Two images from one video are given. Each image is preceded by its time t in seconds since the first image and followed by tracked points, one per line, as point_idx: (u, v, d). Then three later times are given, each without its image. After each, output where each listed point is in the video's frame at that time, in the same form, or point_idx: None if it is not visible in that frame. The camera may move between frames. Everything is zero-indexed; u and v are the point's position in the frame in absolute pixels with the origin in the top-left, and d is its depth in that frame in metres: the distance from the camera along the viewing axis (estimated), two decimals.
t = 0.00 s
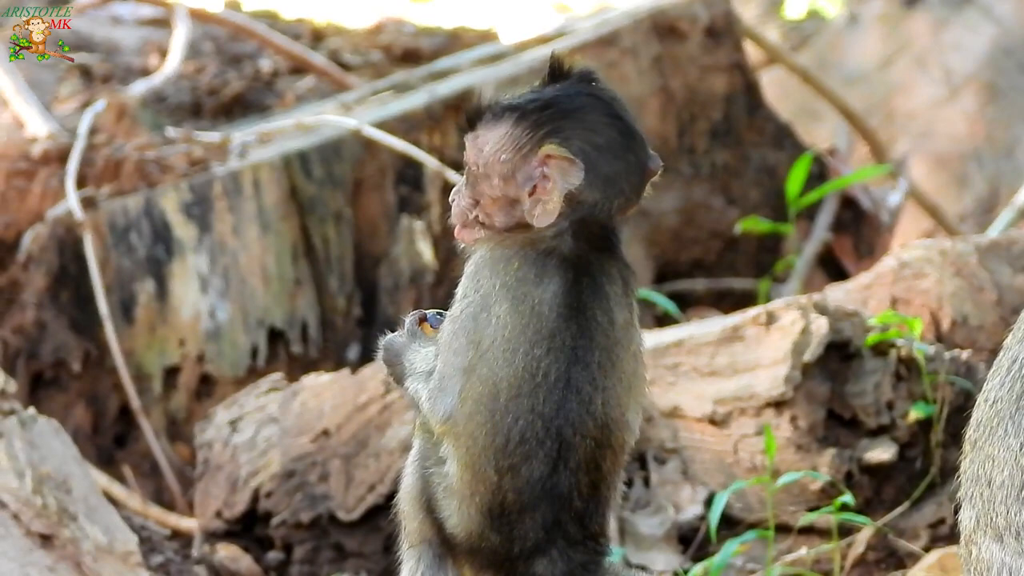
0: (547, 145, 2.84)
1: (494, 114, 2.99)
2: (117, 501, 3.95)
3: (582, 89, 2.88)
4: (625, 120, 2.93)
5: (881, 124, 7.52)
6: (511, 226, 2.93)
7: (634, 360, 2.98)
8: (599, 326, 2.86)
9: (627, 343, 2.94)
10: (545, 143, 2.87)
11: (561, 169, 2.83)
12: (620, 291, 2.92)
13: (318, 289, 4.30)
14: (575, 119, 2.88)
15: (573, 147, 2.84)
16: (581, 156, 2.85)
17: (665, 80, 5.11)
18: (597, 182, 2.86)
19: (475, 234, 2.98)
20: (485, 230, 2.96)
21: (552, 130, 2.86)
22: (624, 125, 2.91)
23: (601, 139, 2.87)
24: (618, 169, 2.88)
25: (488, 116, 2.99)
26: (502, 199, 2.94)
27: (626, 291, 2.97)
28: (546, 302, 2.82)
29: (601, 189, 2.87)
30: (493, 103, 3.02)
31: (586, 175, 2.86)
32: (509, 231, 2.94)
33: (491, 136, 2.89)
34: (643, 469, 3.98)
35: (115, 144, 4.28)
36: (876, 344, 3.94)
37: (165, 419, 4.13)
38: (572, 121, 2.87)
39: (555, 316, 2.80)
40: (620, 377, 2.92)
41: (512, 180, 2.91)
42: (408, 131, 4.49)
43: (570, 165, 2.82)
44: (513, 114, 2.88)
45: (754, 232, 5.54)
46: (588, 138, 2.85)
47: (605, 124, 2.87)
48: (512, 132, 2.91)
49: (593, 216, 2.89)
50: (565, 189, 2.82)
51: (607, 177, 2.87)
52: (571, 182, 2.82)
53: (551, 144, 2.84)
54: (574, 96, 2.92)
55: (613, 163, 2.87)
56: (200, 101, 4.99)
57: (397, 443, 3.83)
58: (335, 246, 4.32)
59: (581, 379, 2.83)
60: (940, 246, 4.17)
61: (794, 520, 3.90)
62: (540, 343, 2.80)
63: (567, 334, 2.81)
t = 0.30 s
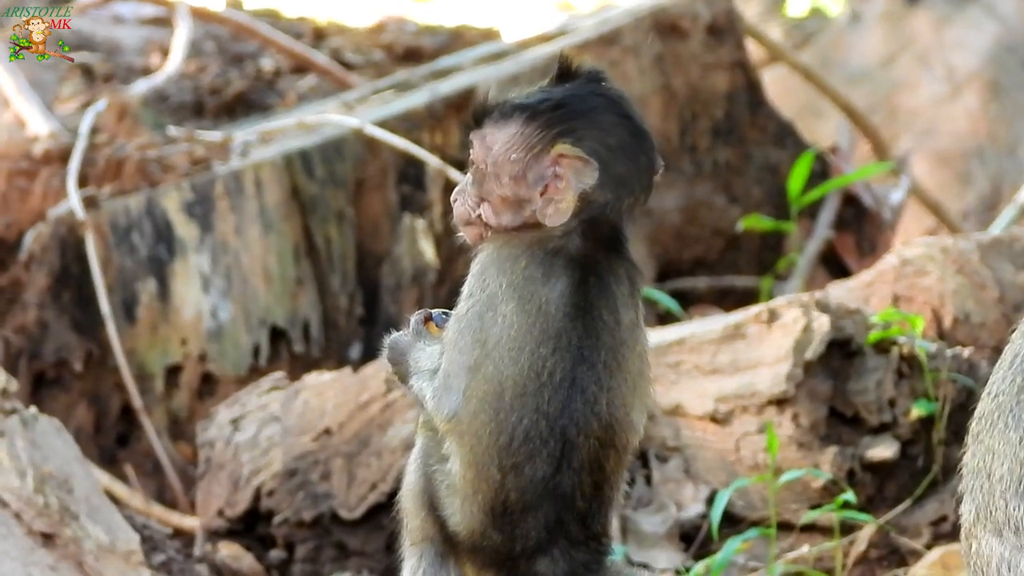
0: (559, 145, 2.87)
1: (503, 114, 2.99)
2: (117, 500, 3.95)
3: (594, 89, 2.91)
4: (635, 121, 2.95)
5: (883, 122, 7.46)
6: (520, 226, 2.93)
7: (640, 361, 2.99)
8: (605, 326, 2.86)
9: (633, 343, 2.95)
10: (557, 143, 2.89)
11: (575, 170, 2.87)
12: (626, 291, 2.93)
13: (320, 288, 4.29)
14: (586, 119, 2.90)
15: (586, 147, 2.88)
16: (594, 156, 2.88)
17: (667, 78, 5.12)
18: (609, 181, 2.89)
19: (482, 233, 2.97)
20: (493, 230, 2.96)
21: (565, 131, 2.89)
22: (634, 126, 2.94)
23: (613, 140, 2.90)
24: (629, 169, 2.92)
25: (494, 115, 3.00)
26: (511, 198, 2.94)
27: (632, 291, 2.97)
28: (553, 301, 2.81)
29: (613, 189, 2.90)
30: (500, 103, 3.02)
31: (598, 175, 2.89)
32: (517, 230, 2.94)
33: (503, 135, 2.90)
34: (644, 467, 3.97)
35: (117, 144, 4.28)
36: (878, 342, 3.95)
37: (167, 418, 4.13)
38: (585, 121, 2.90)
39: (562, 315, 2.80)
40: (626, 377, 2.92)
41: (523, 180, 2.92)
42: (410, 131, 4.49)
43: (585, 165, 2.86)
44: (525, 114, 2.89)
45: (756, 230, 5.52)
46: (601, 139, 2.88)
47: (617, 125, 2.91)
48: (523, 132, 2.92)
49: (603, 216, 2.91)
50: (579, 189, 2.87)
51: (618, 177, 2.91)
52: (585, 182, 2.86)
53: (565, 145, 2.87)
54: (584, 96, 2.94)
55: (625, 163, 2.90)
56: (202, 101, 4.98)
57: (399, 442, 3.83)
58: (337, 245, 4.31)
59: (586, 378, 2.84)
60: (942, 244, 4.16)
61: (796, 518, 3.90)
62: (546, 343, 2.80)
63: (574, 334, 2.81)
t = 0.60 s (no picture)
0: (570, 136, 2.90)
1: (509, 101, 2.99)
2: (115, 491, 3.91)
3: (602, 79, 2.92)
4: (639, 113, 2.97)
5: (881, 111, 7.51)
6: (523, 216, 2.95)
7: (640, 350, 3.00)
8: (607, 314, 2.87)
9: (634, 332, 2.95)
10: (565, 134, 2.91)
11: (585, 162, 2.87)
12: (628, 279, 2.94)
13: (317, 277, 4.28)
14: (594, 111, 2.92)
15: (595, 139, 2.89)
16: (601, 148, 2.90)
17: (665, 67, 5.12)
18: (616, 172, 2.90)
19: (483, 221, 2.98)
20: (494, 218, 2.97)
21: (573, 123, 2.91)
22: (639, 119, 2.95)
23: (620, 132, 2.92)
24: (635, 162, 2.93)
25: (496, 102, 3.00)
26: (515, 187, 2.96)
27: (634, 280, 2.97)
28: (555, 289, 2.82)
29: (618, 181, 2.91)
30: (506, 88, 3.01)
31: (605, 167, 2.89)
32: (519, 220, 2.96)
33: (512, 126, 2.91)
34: (642, 456, 3.99)
35: (113, 132, 4.27)
36: (875, 330, 3.94)
37: (164, 407, 4.11)
38: (593, 113, 2.92)
39: (564, 303, 2.81)
40: (627, 366, 2.93)
41: (529, 170, 2.95)
42: (407, 119, 4.47)
43: (596, 158, 2.87)
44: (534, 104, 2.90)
45: (753, 219, 5.53)
46: (610, 131, 2.90)
47: (624, 118, 2.92)
48: (530, 122, 2.94)
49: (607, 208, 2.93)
50: (592, 183, 2.87)
51: (624, 170, 2.92)
52: (595, 175, 2.87)
53: (575, 136, 2.89)
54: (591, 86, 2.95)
55: (631, 156, 2.91)
56: (199, 90, 4.96)
57: (397, 431, 3.82)
58: (334, 234, 4.30)
59: (588, 366, 2.84)
60: (939, 232, 4.14)
61: (793, 507, 3.90)
62: (548, 330, 2.81)
63: (576, 321, 2.82)
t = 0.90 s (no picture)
0: (548, 125, 2.88)
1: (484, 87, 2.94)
2: (94, 477, 3.93)
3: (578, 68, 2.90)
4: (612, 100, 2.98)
5: (862, 97, 7.52)
6: (497, 204, 2.93)
7: (616, 335, 3.00)
8: (585, 300, 2.88)
9: (611, 318, 2.96)
10: (543, 122, 2.89)
11: (564, 151, 2.88)
12: (604, 264, 2.95)
13: (297, 265, 4.28)
14: (570, 99, 2.91)
15: (573, 128, 2.89)
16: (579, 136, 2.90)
17: (645, 55, 5.13)
18: (594, 159, 2.91)
19: (456, 209, 2.96)
20: (467, 207, 2.94)
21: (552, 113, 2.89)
22: (613, 107, 2.97)
23: (596, 120, 2.92)
24: (610, 149, 2.95)
25: (469, 89, 2.95)
26: (490, 176, 2.93)
27: (609, 264, 2.98)
28: (533, 276, 2.82)
29: (594, 168, 2.93)
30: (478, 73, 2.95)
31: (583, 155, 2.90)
32: (493, 208, 2.93)
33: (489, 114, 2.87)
34: (621, 443, 3.97)
35: (94, 120, 4.27)
36: (855, 319, 3.94)
37: (144, 394, 4.12)
38: (570, 101, 2.91)
39: (543, 290, 2.81)
40: (605, 351, 2.94)
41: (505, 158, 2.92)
42: (387, 107, 4.48)
43: (575, 148, 2.88)
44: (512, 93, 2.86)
45: (733, 207, 5.53)
46: (587, 120, 2.90)
47: (599, 106, 2.93)
48: (506, 109, 2.90)
49: (583, 195, 2.94)
50: (571, 171, 2.87)
51: (600, 157, 2.94)
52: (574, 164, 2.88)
53: (554, 126, 2.88)
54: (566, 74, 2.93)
55: (607, 144, 2.93)
56: (178, 77, 4.97)
57: (376, 418, 3.82)
58: (314, 221, 4.31)
59: (567, 353, 2.85)
60: (920, 220, 4.17)
61: (773, 495, 3.90)
62: (527, 317, 2.81)
63: (554, 308, 2.82)
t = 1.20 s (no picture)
0: (521, 119, 2.91)
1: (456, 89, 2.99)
2: (81, 475, 3.94)
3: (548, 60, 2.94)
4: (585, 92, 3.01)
5: (847, 95, 7.49)
6: (476, 200, 2.96)
7: (598, 331, 3.01)
8: (569, 295, 2.89)
9: (594, 314, 2.97)
10: (516, 117, 2.92)
11: (538, 144, 2.91)
12: (587, 260, 2.97)
13: (283, 262, 4.29)
14: (542, 92, 2.94)
15: (546, 120, 2.92)
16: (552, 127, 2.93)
17: (632, 52, 5.16)
18: (569, 149, 2.94)
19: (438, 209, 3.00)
20: (448, 205, 2.98)
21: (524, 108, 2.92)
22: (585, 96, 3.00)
23: (569, 110, 2.95)
24: (585, 137, 2.97)
25: (441, 90, 2.99)
26: (467, 173, 2.96)
27: (590, 259, 3.00)
28: (519, 271, 2.83)
29: (570, 157, 2.95)
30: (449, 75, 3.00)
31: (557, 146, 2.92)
32: (473, 204, 2.96)
33: (464, 109, 2.91)
34: (607, 441, 3.97)
35: (81, 117, 4.28)
36: (842, 315, 3.96)
37: (130, 392, 4.12)
38: (541, 93, 2.94)
39: (528, 285, 2.82)
40: (588, 347, 2.95)
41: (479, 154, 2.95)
42: (373, 105, 4.49)
43: (548, 139, 2.91)
44: (482, 89, 2.90)
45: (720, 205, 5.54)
46: (560, 111, 2.93)
47: (572, 96, 2.96)
48: (479, 106, 2.94)
49: (561, 184, 2.96)
50: (545, 164, 2.91)
51: (575, 145, 2.96)
52: (548, 155, 2.91)
53: (527, 121, 2.91)
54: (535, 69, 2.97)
55: (582, 133, 2.96)
56: (165, 75, 4.96)
57: (363, 415, 3.83)
58: (301, 218, 4.32)
59: (553, 348, 2.85)
60: (906, 219, 4.20)
61: (759, 492, 3.90)
62: (514, 312, 2.81)
63: (540, 303, 2.83)
